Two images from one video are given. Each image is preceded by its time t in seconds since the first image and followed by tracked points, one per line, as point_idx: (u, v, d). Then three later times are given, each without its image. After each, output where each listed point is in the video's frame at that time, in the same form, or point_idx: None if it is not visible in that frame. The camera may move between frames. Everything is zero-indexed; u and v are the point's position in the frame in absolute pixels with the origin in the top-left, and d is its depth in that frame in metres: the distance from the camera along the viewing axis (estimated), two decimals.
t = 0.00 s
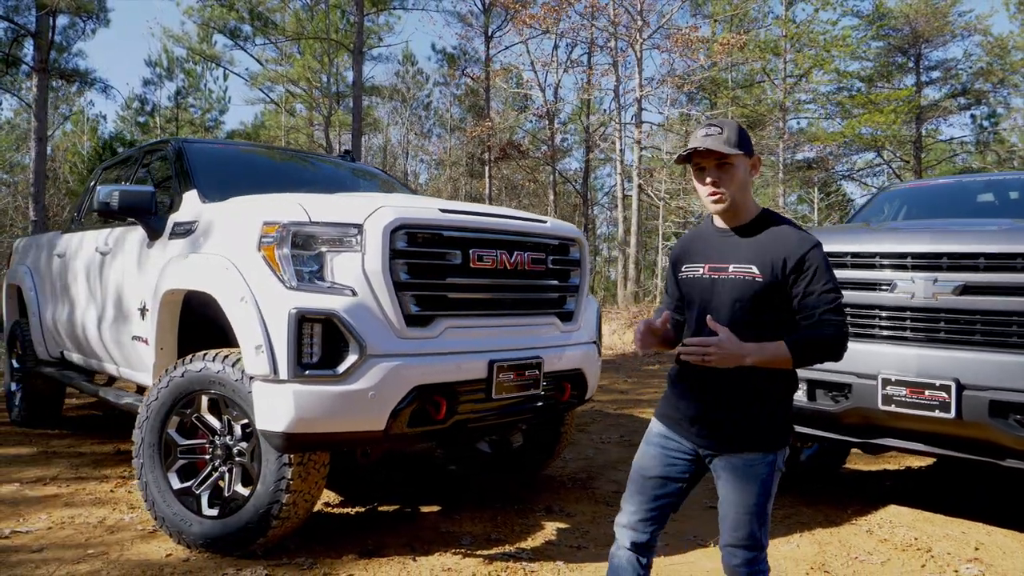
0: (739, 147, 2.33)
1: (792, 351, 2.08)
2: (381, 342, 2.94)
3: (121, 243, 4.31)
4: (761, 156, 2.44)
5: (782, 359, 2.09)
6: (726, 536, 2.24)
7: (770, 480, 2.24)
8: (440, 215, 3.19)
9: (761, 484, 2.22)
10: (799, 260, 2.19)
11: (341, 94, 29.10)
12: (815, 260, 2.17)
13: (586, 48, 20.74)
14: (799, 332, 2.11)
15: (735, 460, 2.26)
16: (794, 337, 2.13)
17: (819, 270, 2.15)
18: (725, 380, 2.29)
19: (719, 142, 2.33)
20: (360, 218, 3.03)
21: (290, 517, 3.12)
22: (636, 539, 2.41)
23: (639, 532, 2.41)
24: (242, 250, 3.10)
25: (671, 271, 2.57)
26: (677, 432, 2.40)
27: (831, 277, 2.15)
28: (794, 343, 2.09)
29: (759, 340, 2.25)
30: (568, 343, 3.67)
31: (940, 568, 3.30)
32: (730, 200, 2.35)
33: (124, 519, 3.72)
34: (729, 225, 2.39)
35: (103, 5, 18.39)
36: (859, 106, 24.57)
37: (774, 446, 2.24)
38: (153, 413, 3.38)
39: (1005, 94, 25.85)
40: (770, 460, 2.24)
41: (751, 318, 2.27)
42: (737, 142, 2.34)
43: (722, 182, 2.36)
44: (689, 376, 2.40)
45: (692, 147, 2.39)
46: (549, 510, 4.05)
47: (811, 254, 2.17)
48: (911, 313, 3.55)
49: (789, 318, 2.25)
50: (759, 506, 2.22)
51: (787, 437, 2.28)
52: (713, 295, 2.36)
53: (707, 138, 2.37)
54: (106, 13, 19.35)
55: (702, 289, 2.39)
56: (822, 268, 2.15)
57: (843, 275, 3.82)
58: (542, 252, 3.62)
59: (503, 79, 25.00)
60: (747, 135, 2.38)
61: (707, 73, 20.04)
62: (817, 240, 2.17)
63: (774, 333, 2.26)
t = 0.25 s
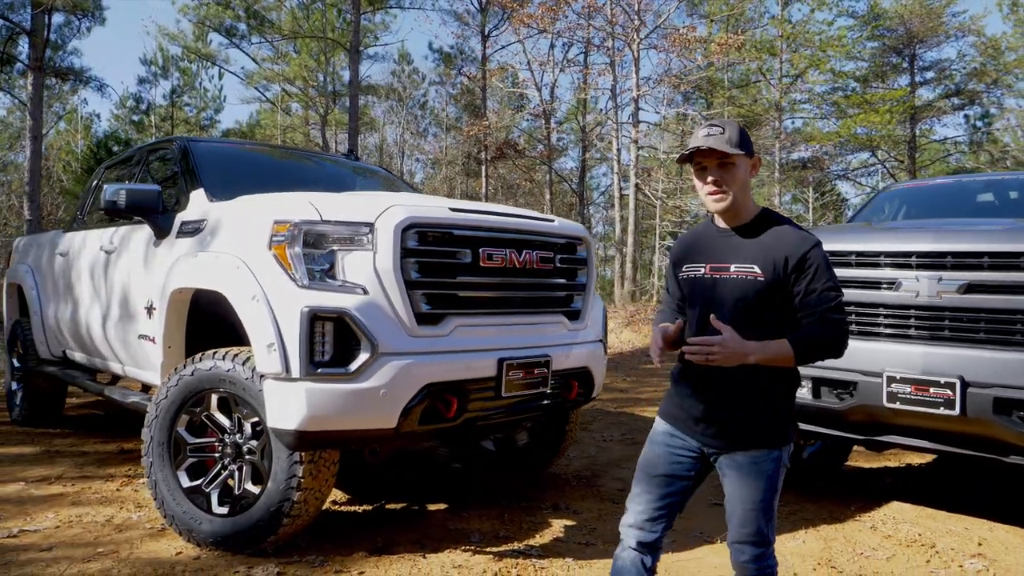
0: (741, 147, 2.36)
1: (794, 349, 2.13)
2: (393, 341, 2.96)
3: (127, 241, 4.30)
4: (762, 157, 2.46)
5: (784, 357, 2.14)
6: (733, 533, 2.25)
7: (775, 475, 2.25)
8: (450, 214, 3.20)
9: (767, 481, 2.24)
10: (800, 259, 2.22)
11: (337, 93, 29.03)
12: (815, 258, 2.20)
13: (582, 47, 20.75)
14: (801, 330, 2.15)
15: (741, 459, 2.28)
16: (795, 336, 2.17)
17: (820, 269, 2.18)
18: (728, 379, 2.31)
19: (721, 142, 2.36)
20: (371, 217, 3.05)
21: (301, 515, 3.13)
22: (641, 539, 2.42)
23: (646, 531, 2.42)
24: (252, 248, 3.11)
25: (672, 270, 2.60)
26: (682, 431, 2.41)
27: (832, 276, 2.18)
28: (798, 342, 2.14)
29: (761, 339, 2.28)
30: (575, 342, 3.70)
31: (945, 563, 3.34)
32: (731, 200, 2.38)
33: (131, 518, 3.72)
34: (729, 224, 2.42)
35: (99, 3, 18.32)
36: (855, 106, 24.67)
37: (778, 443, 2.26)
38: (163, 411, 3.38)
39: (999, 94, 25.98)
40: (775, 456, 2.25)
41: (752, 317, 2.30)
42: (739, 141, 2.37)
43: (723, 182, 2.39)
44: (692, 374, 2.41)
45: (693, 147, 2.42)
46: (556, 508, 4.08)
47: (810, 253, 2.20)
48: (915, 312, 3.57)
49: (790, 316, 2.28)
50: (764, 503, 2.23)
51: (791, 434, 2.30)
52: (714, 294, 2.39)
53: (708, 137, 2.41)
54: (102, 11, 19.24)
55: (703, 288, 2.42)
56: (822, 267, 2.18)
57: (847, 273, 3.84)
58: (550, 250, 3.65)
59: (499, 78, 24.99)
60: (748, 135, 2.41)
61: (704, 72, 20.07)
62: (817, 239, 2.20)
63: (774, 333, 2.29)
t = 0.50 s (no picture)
0: (726, 146, 2.40)
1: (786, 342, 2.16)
2: (402, 340, 2.98)
3: (131, 241, 4.29)
4: (746, 158, 2.51)
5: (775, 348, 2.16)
6: (732, 531, 2.27)
7: (770, 472, 2.29)
8: (459, 215, 3.22)
9: (762, 478, 2.26)
10: (786, 256, 2.27)
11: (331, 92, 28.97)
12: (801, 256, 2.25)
13: (577, 47, 20.77)
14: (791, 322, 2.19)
15: (734, 458, 2.30)
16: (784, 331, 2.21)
17: (804, 266, 2.24)
18: (722, 375, 2.33)
19: (708, 140, 2.39)
20: (381, 217, 3.07)
21: (310, 514, 3.14)
22: (640, 543, 2.41)
23: (644, 534, 2.41)
24: (261, 248, 3.12)
25: (654, 271, 2.60)
26: (675, 433, 2.43)
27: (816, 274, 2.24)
28: (791, 334, 2.17)
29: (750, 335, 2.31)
30: (580, 341, 3.72)
31: (946, 559, 3.38)
32: (718, 198, 2.41)
33: (138, 518, 3.72)
34: (714, 224, 2.45)
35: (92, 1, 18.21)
36: (848, 106, 24.79)
37: (770, 440, 2.30)
38: (170, 411, 3.39)
39: (989, 95, 26.14)
40: (769, 454, 2.29)
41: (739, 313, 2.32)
42: (724, 141, 2.41)
43: (709, 181, 2.43)
44: (687, 370, 2.42)
45: (679, 145, 2.44)
46: (560, 506, 4.12)
47: (796, 251, 2.26)
48: (917, 311, 3.61)
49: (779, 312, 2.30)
50: (761, 500, 2.25)
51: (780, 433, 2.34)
52: (701, 291, 2.40)
53: (696, 136, 2.44)
54: (94, 9, 19.15)
55: (691, 287, 2.43)
56: (807, 264, 2.24)
57: (849, 273, 3.87)
58: (556, 251, 3.67)
59: (494, 77, 25.00)
60: (733, 136, 2.44)
61: (698, 72, 20.13)
62: (802, 238, 2.26)
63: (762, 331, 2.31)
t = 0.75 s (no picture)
0: (695, 149, 2.40)
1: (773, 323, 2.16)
2: (407, 344, 3.00)
3: (129, 243, 4.27)
4: (715, 161, 2.52)
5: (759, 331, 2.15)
6: (717, 529, 2.30)
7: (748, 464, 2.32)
8: (463, 218, 3.25)
9: (742, 473, 2.29)
10: (757, 254, 2.30)
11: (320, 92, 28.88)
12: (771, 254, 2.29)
13: (566, 48, 20.82)
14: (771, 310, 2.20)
15: (713, 454, 2.32)
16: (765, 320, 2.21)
17: (775, 263, 2.27)
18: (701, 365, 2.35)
19: (676, 145, 2.40)
20: (386, 221, 3.08)
21: (314, 516, 3.15)
22: (630, 545, 2.42)
23: (633, 536, 2.42)
24: (265, 251, 3.12)
25: (626, 270, 2.59)
26: (651, 432, 2.44)
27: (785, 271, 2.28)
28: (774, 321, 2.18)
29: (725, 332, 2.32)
30: (581, 343, 3.75)
31: (942, 557, 3.43)
32: (689, 200, 2.42)
33: (138, 521, 3.71)
34: (685, 225, 2.46)
35: None
36: (835, 109, 25.01)
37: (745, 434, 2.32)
38: (172, 414, 3.38)
39: (973, 98, 26.45)
40: (745, 447, 2.32)
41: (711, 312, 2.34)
42: (694, 145, 2.41)
43: (679, 182, 2.43)
44: (665, 366, 2.42)
45: (650, 150, 2.44)
46: (560, 508, 4.14)
47: (767, 248, 2.29)
48: (913, 312, 3.66)
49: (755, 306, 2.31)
50: (742, 495, 2.28)
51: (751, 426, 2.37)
52: (675, 291, 2.42)
53: (664, 141, 2.43)
54: (81, 8, 19.00)
55: (664, 288, 2.44)
56: (777, 262, 2.28)
57: (845, 276, 3.92)
58: (558, 254, 3.70)
59: (483, 78, 25.01)
60: (702, 138, 2.45)
61: (687, 75, 20.23)
62: (771, 237, 2.29)
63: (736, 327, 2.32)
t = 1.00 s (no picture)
0: (663, 156, 2.42)
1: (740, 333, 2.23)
2: (409, 347, 3.00)
3: (122, 246, 4.23)
4: (681, 164, 2.54)
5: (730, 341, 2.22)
6: (702, 527, 2.33)
7: (726, 461, 2.34)
8: (464, 221, 3.26)
9: (721, 469, 2.32)
10: (724, 257, 2.36)
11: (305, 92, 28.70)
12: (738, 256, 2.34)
13: (552, 49, 20.84)
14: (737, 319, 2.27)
15: (692, 452, 2.35)
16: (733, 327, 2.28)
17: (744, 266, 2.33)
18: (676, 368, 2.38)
19: (644, 153, 2.41)
20: (388, 224, 3.09)
21: (315, 520, 3.15)
22: (624, 547, 2.44)
23: (626, 538, 2.44)
24: (266, 255, 3.11)
25: (599, 273, 2.60)
26: (631, 437, 2.46)
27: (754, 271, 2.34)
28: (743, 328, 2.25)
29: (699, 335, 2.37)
30: (579, 346, 3.77)
31: (934, 556, 3.49)
32: (658, 208, 2.45)
33: (133, 526, 3.68)
34: (655, 230, 2.49)
35: None
36: (818, 112, 25.24)
37: (720, 431, 2.35)
38: (170, 417, 3.36)
39: (953, 101, 26.79)
40: (722, 444, 2.34)
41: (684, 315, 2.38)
42: (662, 151, 2.42)
43: (649, 190, 2.45)
44: (642, 367, 2.44)
45: (618, 160, 2.46)
46: (556, 510, 4.16)
47: (735, 252, 2.35)
48: (905, 316, 3.72)
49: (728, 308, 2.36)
50: (723, 491, 2.31)
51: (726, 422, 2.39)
52: (649, 295, 2.43)
53: (633, 149, 2.45)
54: (63, 6, 18.75)
55: (636, 291, 2.46)
56: (745, 263, 2.34)
57: (839, 280, 3.97)
58: (556, 257, 3.73)
59: (469, 78, 24.97)
60: (668, 143, 2.46)
61: (673, 77, 20.33)
62: (739, 240, 2.35)
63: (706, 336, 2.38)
